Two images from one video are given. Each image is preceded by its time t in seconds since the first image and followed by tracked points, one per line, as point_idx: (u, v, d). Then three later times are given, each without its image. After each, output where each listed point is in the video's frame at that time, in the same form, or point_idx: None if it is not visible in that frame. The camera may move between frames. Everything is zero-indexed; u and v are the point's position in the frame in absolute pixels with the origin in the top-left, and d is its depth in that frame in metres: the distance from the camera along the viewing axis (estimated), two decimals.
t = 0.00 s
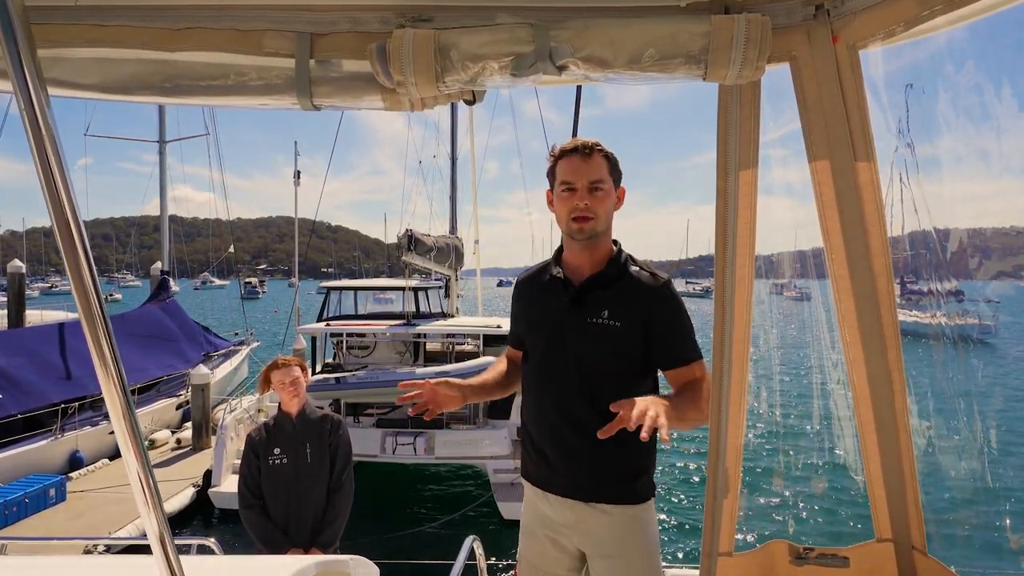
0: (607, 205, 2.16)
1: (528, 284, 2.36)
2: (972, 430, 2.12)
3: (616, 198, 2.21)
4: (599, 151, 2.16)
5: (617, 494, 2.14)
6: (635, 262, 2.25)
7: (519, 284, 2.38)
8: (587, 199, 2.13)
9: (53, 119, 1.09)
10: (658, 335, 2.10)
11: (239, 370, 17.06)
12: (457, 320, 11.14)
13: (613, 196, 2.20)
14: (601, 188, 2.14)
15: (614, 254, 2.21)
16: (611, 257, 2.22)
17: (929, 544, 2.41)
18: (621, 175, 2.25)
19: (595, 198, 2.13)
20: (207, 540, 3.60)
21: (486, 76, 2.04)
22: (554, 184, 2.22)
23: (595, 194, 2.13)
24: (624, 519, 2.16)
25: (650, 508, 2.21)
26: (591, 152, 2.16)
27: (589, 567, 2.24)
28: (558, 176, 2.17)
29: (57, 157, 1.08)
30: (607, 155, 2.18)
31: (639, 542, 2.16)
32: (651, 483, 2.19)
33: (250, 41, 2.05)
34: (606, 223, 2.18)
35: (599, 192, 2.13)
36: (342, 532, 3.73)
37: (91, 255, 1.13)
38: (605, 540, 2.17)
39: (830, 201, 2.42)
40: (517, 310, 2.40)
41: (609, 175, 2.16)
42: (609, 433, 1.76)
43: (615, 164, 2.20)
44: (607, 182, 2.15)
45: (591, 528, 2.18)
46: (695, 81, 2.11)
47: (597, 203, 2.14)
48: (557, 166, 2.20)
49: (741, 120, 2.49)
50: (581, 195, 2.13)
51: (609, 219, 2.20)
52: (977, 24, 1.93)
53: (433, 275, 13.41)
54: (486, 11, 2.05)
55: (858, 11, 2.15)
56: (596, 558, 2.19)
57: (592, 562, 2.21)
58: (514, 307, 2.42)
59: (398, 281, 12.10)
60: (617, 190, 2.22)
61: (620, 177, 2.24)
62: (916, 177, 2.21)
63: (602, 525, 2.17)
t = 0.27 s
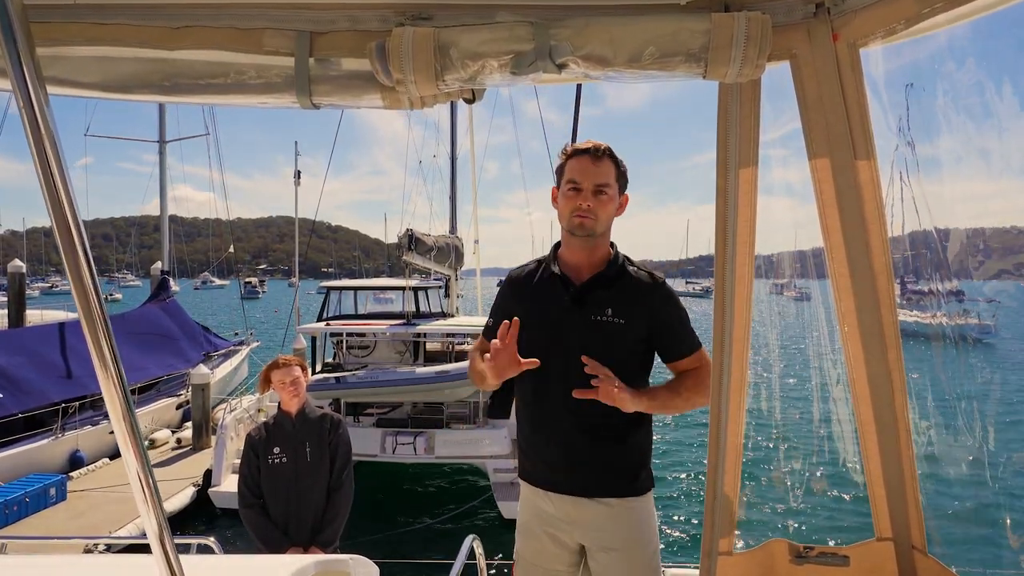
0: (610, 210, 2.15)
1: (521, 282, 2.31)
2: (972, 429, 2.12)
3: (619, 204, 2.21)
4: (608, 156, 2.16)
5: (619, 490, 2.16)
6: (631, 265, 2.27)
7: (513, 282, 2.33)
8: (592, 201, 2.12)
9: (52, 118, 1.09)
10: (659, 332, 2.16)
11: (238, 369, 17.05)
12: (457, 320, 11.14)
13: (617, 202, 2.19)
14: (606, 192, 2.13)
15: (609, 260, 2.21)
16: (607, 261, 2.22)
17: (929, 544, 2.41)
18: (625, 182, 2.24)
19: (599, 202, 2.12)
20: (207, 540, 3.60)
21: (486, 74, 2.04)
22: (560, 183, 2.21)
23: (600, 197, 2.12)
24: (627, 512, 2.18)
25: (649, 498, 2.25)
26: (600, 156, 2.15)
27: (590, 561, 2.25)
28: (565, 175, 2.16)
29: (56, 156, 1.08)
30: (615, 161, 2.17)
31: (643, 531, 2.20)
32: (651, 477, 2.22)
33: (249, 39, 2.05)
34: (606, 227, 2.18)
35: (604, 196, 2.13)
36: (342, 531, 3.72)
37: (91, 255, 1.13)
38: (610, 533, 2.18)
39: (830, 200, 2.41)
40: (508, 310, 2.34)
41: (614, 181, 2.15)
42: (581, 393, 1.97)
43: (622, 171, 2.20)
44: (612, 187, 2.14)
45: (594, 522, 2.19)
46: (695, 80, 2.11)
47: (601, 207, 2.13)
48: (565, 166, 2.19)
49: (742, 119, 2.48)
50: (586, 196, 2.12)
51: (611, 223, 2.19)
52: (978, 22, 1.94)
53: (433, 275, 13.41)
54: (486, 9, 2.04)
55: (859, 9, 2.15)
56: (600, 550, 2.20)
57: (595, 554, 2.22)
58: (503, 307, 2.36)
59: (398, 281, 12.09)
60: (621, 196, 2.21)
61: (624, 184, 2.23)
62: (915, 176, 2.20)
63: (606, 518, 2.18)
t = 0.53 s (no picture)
0: (610, 207, 2.17)
1: (523, 284, 2.32)
2: (972, 429, 2.13)
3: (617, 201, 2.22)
4: (603, 154, 2.17)
5: (623, 488, 2.17)
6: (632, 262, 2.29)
7: (515, 284, 2.34)
8: (592, 199, 2.13)
9: (56, 119, 1.10)
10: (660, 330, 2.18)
11: (239, 370, 17.05)
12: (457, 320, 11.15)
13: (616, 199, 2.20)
14: (605, 190, 2.14)
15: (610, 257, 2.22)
16: (609, 259, 2.24)
17: (929, 544, 2.41)
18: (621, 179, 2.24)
19: (599, 200, 2.14)
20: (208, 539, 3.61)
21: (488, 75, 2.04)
22: (558, 185, 2.21)
23: (599, 195, 2.14)
24: (629, 512, 2.19)
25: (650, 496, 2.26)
26: (596, 155, 2.16)
27: (592, 560, 2.26)
28: (562, 176, 2.17)
29: (61, 156, 1.09)
30: (611, 159, 2.18)
31: (644, 531, 2.21)
32: (653, 476, 2.23)
33: (252, 41, 2.06)
34: (607, 225, 2.19)
35: (603, 194, 2.14)
36: (343, 531, 3.72)
37: (95, 255, 1.14)
38: (611, 532, 2.19)
39: (830, 200, 2.42)
40: (510, 313, 2.36)
41: (610, 177, 2.16)
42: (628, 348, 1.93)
43: (617, 167, 2.21)
44: (610, 185, 2.16)
45: (595, 521, 2.20)
46: (695, 81, 2.11)
47: (601, 204, 2.14)
48: (560, 167, 2.20)
49: (742, 120, 2.49)
50: (585, 195, 2.13)
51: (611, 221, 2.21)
52: (977, 24, 1.95)
53: (433, 275, 13.42)
54: (487, 11, 2.06)
55: (858, 10, 2.16)
56: (603, 550, 2.21)
57: (597, 554, 2.23)
58: (505, 310, 2.38)
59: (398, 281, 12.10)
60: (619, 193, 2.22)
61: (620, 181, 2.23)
62: (916, 177, 2.21)
63: (607, 517, 2.19)
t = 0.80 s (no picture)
0: (610, 206, 2.19)
1: (524, 286, 2.34)
2: (970, 429, 2.14)
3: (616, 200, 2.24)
4: (599, 154, 2.19)
5: (624, 486, 2.18)
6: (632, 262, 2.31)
7: (517, 286, 2.37)
8: (593, 199, 2.15)
9: (59, 119, 1.11)
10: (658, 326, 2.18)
11: (238, 370, 17.05)
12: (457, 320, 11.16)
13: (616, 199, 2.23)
14: (604, 189, 2.17)
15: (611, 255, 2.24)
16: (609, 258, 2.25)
17: (928, 544, 2.42)
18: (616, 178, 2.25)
19: (600, 198, 2.16)
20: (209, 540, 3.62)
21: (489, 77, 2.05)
22: (557, 187, 2.23)
23: (599, 194, 2.16)
24: (628, 513, 2.19)
25: (650, 499, 2.26)
26: (593, 156, 2.18)
27: (591, 562, 2.27)
28: (562, 178, 2.19)
29: (63, 156, 1.10)
30: (607, 159, 2.20)
31: (643, 531, 2.21)
32: (654, 478, 2.23)
33: (254, 42, 2.07)
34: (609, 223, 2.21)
35: (603, 193, 2.16)
36: (343, 531, 3.73)
37: (97, 255, 1.15)
38: (610, 534, 2.19)
39: (829, 201, 2.44)
40: (514, 313, 2.39)
41: (606, 175, 2.18)
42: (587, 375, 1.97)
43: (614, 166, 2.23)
44: (609, 184, 2.18)
45: (594, 523, 2.21)
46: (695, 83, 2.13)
47: (602, 204, 2.16)
48: (559, 170, 2.22)
49: (741, 123, 2.49)
50: (586, 195, 2.15)
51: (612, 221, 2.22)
52: (974, 27, 1.95)
53: (433, 275, 13.44)
54: (489, 14, 2.07)
55: (856, 13, 2.17)
56: (602, 552, 2.22)
57: (597, 556, 2.23)
58: (510, 310, 2.42)
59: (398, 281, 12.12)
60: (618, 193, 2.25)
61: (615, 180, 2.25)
62: (915, 178, 2.22)
63: (607, 519, 2.19)
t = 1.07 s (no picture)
0: (604, 206, 2.19)
1: (520, 289, 2.31)
2: (969, 430, 2.14)
3: (611, 201, 2.24)
4: (595, 154, 2.19)
5: (626, 486, 2.19)
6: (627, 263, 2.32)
7: (512, 288, 2.32)
8: (586, 198, 2.15)
9: (62, 119, 1.12)
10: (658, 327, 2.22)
11: (239, 370, 17.06)
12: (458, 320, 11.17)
13: (610, 199, 2.23)
14: (599, 189, 2.17)
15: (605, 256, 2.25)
16: (605, 259, 2.26)
17: (929, 545, 2.42)
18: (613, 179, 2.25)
19: (593, 198, 2.16)
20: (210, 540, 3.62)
21: (491, 79, 2.06)
22: (553, 186, 2.24)
23: (593, 194, 2.16)
24: (629, 513, 2.20)
25: (649, 498, 2.27)
26: (589, 156, 2.19)
27: (590, 564, 2.26)
28: (556, 177, 2.19)
29: (67, 156, 1.11)
30: (603, 159, 2.20)
31: (643, 531, 2.22)
32: (655, 478, 2.24)
33: (256, 44, 2.08)
34: (603, 223, 2.21)
35: (597, 193, 2.16)
36: (344, 531, 3.74)
37: (100, 255, 1.15)
38: (611, 535, 2.20)
39: (830, 202, 2.45)
40: (507, 317, 2.35)
41: (602, 175, 2.17)
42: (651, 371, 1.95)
43: (611, 167, 2.22)
44: (603, 184, 2.18)
45: (594, 524, 2.21)
46: (695, 84, 2.13)
47: (595, 204, 2.16)
48: (554, 169, 2.23)
49: (742, 123, 2.50)
50: (579, 195, 2.15)
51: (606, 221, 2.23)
52: (975, 28, 1.95)
53: (433, 275, 13.44)
54: (491, 15, 2.08)
55: (857, 14, 2.18)
56: (602, 553, 2.22)
57: (597, 557, 2.24)
58: (502, 315, 2.37)
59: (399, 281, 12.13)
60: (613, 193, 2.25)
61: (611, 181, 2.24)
62: (916, 179, 2.22)
63: (607, 520, 2.20)
